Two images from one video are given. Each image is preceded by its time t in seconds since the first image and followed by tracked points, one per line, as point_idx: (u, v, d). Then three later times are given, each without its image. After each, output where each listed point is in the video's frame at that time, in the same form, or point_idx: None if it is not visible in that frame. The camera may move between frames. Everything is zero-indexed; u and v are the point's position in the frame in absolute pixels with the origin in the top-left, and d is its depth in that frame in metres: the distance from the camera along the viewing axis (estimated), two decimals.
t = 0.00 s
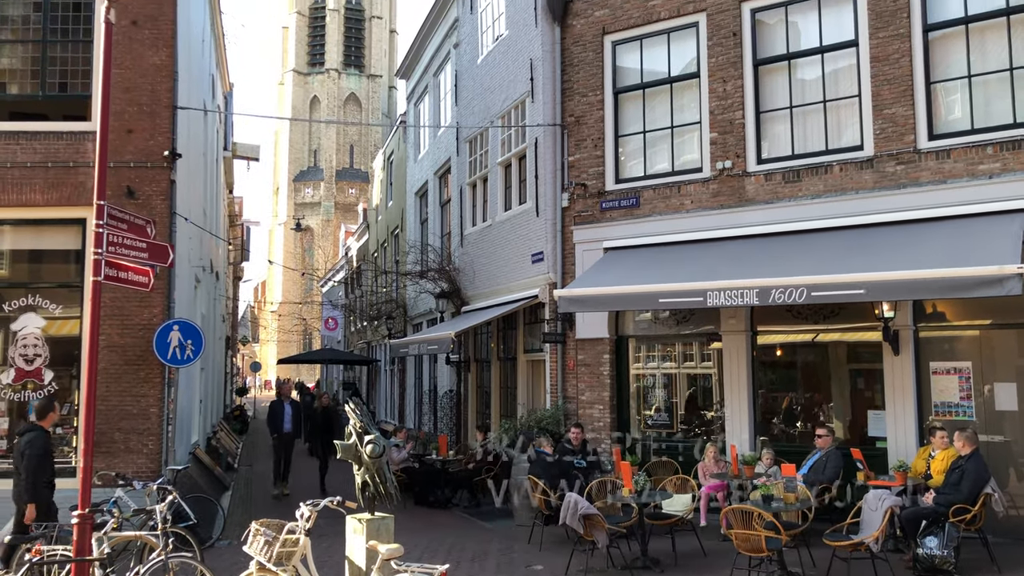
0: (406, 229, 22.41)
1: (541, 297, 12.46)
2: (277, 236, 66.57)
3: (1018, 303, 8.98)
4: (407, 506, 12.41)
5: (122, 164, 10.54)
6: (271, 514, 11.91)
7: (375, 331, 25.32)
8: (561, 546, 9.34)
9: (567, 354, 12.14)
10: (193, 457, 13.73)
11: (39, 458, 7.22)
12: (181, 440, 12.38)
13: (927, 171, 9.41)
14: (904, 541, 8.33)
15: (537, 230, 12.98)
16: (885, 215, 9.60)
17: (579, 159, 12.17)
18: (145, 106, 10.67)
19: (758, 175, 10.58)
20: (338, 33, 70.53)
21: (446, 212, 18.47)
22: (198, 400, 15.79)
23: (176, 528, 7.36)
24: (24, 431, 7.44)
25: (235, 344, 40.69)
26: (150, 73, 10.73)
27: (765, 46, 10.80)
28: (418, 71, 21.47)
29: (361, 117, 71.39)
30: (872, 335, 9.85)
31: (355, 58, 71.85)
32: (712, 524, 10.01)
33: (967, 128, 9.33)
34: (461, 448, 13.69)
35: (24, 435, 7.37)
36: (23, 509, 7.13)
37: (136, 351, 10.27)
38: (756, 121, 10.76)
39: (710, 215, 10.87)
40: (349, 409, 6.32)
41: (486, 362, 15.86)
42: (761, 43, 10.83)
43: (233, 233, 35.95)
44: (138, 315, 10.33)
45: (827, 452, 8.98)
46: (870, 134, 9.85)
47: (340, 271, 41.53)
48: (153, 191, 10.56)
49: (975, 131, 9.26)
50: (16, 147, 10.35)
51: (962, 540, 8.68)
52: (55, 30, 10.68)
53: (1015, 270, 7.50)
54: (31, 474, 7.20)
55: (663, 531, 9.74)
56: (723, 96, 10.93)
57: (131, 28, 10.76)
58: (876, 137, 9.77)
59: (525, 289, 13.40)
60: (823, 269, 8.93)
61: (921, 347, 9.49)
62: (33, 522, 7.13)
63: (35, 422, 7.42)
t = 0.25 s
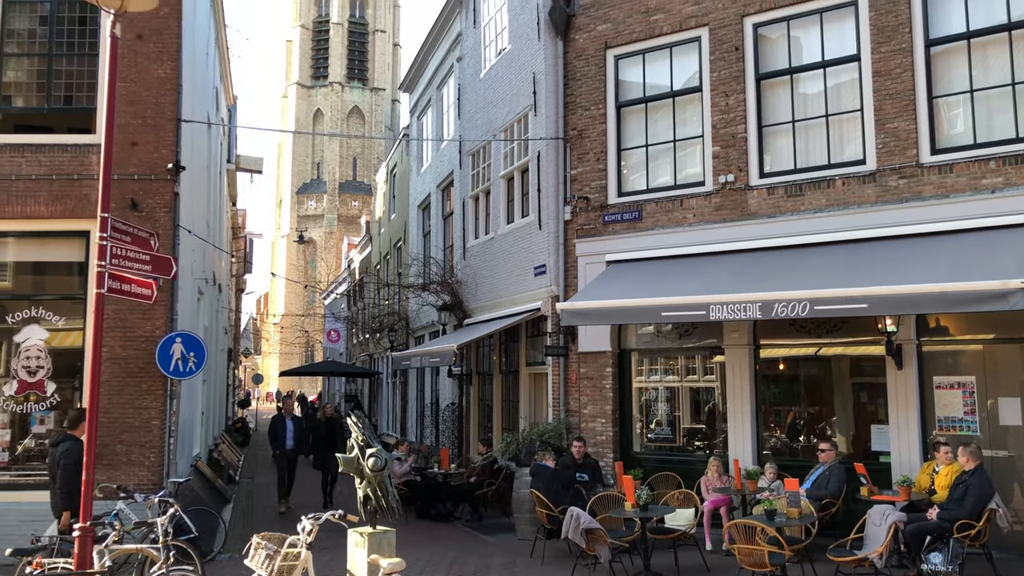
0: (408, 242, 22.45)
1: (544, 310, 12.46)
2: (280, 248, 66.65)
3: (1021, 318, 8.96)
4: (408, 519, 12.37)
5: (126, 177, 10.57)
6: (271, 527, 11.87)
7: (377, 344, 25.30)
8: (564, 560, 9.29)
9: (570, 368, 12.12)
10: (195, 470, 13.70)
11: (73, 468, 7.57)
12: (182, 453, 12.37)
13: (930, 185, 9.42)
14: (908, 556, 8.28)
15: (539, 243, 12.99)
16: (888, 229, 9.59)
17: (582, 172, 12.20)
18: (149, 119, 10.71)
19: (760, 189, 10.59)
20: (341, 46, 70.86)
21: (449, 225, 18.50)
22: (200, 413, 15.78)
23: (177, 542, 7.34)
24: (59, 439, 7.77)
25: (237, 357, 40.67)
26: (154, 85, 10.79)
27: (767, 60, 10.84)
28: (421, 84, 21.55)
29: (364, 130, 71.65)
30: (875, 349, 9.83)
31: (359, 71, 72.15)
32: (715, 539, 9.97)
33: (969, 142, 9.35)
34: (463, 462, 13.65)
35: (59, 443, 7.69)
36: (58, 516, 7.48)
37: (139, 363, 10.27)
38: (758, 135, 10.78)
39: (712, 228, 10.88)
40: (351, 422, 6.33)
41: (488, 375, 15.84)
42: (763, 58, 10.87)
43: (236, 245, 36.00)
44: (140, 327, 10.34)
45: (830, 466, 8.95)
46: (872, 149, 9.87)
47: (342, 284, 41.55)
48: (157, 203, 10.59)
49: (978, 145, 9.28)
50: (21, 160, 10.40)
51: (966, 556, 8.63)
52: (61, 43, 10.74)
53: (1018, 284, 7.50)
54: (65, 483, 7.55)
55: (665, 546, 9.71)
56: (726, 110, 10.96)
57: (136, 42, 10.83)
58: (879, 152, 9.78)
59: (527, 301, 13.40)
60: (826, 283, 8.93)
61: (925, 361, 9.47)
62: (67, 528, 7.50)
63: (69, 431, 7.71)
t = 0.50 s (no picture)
0: (410, 255, 22.48)
1: (545, 323, 12.47)
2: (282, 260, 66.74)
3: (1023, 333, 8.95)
4: (409, 533, 12.33)
5: (130, 191, 10.61)
6: (272, 541, 11.83)
7: (379, 357, 25.29)
8: None
9: (571, 382, 12.11)
10: (195, 483, 13.68)
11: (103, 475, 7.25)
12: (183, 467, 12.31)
13: (931, 200, 9.43)
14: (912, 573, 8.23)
15: (541, 256, 13.00)
16: (889, 244, 9.59)
17: (583, 186, 12.23)
18: (153, 132, 10.76)
19: (762, 203, 10.60)
20: (344, 61, 71.30)
21: (451, 238, 18.53)
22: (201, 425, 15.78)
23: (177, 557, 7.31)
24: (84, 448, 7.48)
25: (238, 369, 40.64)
26: (158, 99, 10.84)
27: (768, 75, 10.89)
28: (423, 99, 21.67)
29: (366, 144, 71.97)
30: (877, 364, 9.82)
31: (361, 85, 72.55)
32: (717, 553, 9.93)
33: (970, 157, 9.36)
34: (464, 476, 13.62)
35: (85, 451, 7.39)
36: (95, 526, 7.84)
37: (140, 376, 10.27)
38: (760, 149, 10.80)
39: (714, 242, 10.89)
40: (352, 436, 6.32)
41: (489, 389, 15.82)
42: (764, 72, 10.91)
43: (238, 258, 36.05)
44: (142, 340, 10.34)
45: (833, 481, 8.94)
46: (874, 163, 9.89)
47: (344, 296, 41.56)
48: (159, 217, 10.62)
49: (979, 159, 9.30)
50: (25, 173, 10.43)
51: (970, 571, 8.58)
52: (66, 57, 10.79)
53: (1019, 299, 7.50)
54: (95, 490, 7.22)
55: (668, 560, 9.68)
56: (727, 124, 10.99)
57: (140, 56, 10.88)
58: (880, 166, 9.80)
59: (529, 315, 13.41)
60: (827, 297, 8.93)
61: (927, 375, 9.46)
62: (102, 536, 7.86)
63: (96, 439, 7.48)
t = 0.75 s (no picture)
0: (414, 269, 22.49)
1: (550, 338, 12.44)
2: (287, 274, 66.90)
3: None
4: (413, 549, 12.27)
5: (135, 206, 10.64)
6: (275, 557, 11.77)
7: (382, 372, 25.25)
8: None
9: (576, 397, 12.08)
10: (199, 499, 13.62)
11: (130, 491, 7.60)
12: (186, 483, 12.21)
13: (936, 214, 9.42)
14: None
15: (545, 270, 12.98)
16: (894, 258, 9.57)
17: (587, 201, 12.24)
18: (158, 148, 10.80)
19: (766, 218, 10.60)
20: (349, 76, 71.69)
21: (455, 252, 18.54)
22: (205, 441, 15.74)
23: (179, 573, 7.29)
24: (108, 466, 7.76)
25: (242, 384, 40.66)
26: (164, 115, 10.89)
27: (771, 90, 10.91)
28: (427, 114, 21.75)
29: (370, 158, 72.25)
30: (883, 379, 9.77)
31: (365, 100, 72.91)
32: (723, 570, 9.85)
33: (975, 171, 9.36)
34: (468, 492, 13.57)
35: (109, 469, 7.67)
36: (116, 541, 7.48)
37: (144, 391, 10.27)
38: (764, 164, 10.81)
39: (718, 256, 10.88)
40: (357, 451, 6.30)
41: (493, 404, 15.79)
42: (767, 87, 10.93)
43: (242, 272, 36.13)
44: (146, 355, 10.34)
45: (839, 497, 8.89)
46: (878, 178, 9.89)
47: (348, 311, 41.56)
48: (164, 232, 10.64)
49: (983, 174, 9.29)
50: (31, 189, 10.48)
51: None
52: (73, 73, 10.86)
53: None
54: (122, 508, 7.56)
55: None
56: (731, 139, 11.00)
57: (147, 72, 10.95)
58: (884, 181, 9.80)
59: (533, 329, 13.38)
60: (832, 312, 8.91)
61: (933, 391, 9.41)
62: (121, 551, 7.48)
63: (118, 457, 7.73)
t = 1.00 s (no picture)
0: (419, 284, 22.52)
1: (555, 353, 12.43)
2: (293, 288, 67.08)
3: None
4: (417, 564, 12.22)
5: (142, 220, 10.68)
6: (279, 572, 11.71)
7: (387, 386, 25.24)
8: None
9: (581, 412, 12.05)
10: (203, 513, 13.59)
11: (159, 503, 7.93)
12: (191, 497, 12.17)
13: (942, 229, 9.41)
14: None
15: (550, 285, 12.99)
16: (900, 273, 9.56)
17: (593, 215, 12.26)
18: (166, 163, 10.87)
19: (771, 233, 10.60)
20: (355, 91, 72.10)
21: (460, 267, 18.56)
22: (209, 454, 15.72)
23: None
24: (137, 478, 8.08)
25: (247, 397, 40.68)
26: (171, 130, 10.96)
27: (776, 105, 10.93)
28: (433, 129, 21.85)
29: (376, 173, 72.54)
30: (889, 394, 9.74)
31: (372, 115, 73.28)
32: None
33: (981, 187, 9.36)
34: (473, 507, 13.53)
35: (139, 482, 7.99)
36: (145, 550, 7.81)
37: (150, 405, 10.28)
38: (769, 179, 10.82)
39: (724, 271, 10.87)
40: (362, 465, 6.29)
41: (498, 419, 15.76)
42: (772, 103, 10.96)
43: (248, 286, 36.23)
44: (152, 369, 10.37)
45: (846, 513, 8.84)
46: (883, 193, 9.89)
47: (353, 325, 41.59)
48: (171, 246, 10.69)
49: (989, 189, 9.29)
50: (39, 203, 10.55)
51: None
52: (82, 89, 10.95)
53: None
54: (150, 521, 7.89)
55: None
56: (736, 154, 11.02)
57: (155, 87, 11.02)
58: (890, 196, 9.80)
59: (538, 344, 13.37)
60: (838, 327, 8.89)
61: (940, 407, 9.37)
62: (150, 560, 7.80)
63: (147, 470, 8.05)
